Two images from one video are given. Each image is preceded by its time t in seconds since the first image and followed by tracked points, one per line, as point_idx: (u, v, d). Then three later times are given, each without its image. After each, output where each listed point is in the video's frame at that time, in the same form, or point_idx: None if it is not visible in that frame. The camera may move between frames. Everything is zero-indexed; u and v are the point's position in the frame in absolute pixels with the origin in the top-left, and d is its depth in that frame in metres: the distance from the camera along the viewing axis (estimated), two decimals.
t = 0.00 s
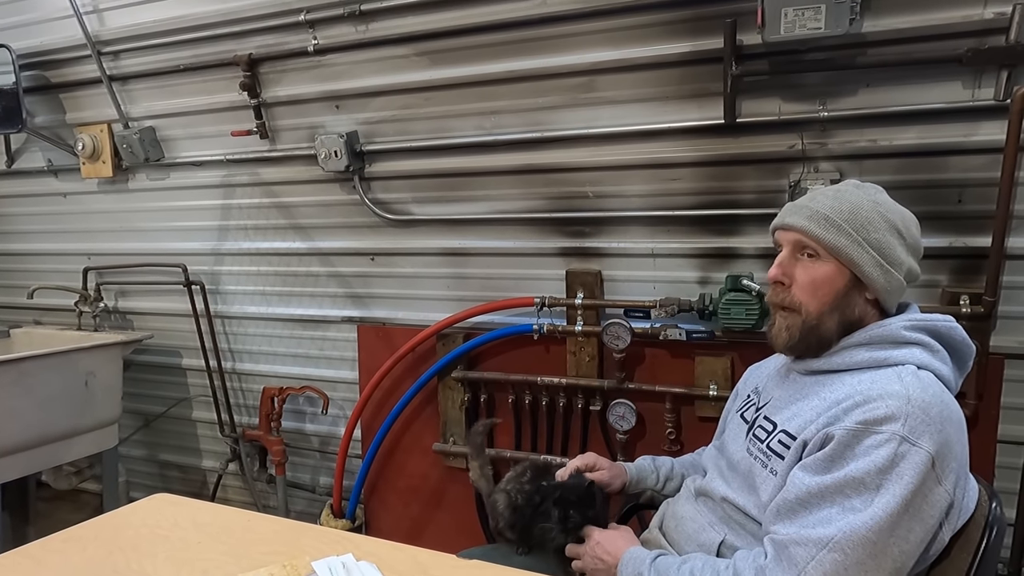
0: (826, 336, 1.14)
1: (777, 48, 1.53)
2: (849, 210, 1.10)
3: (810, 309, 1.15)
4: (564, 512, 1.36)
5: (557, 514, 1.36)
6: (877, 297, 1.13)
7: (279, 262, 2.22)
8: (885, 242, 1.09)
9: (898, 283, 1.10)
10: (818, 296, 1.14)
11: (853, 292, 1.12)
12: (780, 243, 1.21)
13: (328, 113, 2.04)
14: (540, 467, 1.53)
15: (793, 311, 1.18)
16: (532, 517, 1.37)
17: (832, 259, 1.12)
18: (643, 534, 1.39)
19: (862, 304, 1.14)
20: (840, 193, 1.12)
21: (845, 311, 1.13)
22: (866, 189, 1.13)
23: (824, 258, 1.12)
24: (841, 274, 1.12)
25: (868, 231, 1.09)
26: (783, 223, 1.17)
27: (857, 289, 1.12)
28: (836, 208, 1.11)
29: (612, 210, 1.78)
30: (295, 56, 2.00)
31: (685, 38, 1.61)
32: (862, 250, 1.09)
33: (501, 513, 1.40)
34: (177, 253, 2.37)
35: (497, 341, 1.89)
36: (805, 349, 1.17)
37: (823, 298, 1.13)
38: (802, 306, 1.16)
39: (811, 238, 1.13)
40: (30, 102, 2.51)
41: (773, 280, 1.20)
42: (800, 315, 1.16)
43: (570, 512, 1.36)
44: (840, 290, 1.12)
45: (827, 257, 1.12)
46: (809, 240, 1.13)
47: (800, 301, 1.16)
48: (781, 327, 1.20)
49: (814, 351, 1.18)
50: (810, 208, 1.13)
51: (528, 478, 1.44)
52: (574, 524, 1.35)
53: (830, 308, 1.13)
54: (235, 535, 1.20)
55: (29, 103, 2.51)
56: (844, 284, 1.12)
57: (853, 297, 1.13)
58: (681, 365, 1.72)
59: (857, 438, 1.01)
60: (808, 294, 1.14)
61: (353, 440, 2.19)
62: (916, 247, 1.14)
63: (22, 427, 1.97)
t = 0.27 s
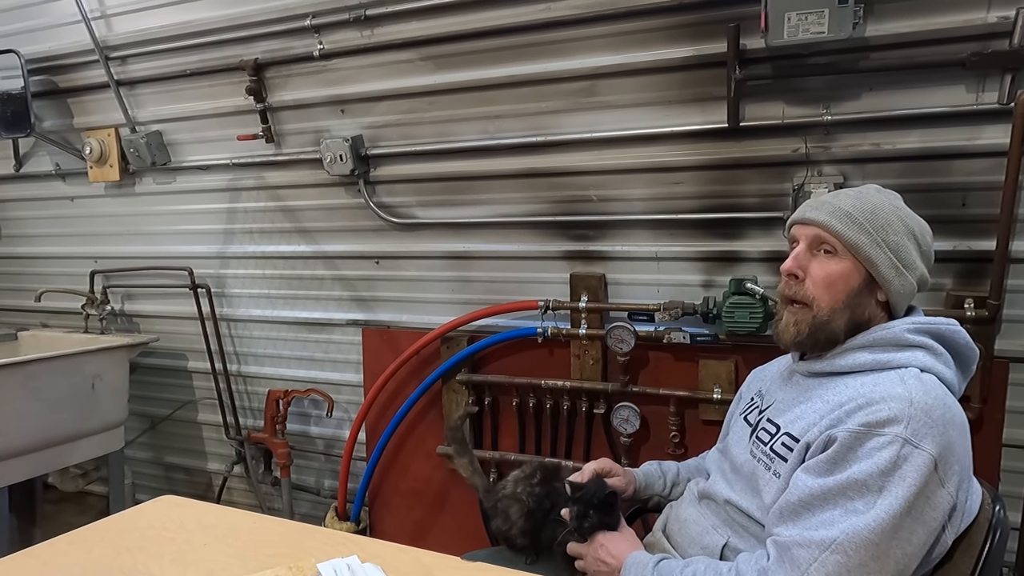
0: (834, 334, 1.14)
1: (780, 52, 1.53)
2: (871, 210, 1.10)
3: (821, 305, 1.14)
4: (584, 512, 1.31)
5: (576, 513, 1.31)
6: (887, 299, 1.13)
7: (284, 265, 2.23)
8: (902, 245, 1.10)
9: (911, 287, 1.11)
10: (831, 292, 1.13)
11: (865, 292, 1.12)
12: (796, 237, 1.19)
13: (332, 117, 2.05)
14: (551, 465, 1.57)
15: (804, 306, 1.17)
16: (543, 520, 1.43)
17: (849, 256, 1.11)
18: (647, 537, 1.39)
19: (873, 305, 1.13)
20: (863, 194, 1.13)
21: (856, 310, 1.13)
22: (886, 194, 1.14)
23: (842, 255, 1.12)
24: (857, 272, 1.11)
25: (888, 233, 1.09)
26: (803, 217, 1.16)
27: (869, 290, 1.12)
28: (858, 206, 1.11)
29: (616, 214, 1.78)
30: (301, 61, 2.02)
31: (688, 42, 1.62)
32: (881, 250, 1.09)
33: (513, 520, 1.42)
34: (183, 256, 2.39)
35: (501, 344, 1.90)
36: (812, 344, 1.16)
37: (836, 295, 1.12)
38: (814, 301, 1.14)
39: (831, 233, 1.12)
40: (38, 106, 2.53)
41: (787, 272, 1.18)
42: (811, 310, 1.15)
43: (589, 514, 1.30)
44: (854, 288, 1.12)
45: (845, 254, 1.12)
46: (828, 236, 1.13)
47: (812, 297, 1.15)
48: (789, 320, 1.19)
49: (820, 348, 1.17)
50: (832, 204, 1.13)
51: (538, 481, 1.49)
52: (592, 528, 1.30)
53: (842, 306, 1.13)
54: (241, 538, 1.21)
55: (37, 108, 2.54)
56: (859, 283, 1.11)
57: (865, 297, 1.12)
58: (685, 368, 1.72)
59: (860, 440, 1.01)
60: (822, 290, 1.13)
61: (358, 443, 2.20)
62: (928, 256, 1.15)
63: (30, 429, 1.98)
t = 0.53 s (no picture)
0: (834, 340, 1.15)
1: (779, 57, 1.54)
2: (865, 216, 1.11)
3: (820, 311, 1.15)
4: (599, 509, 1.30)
5: (592, 509, 1.30)
6: (886, 303, 1.14)
7: (286, 269, 2.24)
8: (898, 249, 1.11)
9: (908, 290, 1.12)
10: (830, 299, 1.14)
11: (864, 297, 1.13)
12: (792, 245, 1.20)
13: (335, 122, 2.06)
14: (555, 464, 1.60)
15: (803, 313, 1.17)
16: (546, 520, 1.44)
17: (845, 263, 1.12)
18: (646, 540, 1.40)
19: (872, 309, 1.14)
20: (856, 199, 1.14)
21: (855, 315, 1.14)
22: (879, 198, 1.15)
23: (838, 262, 1.13)
24: (854, 279, 1.12)
25: (883, 238, 1.10)
26: (797, 225, 1.17)
27: (868, 294, 1.13)
28: (853, 213, 1.12)
29: (616, 218, 1.79)
30: (303, 66, 2.03)
31: (688, 48, 1.63)
32: (878, 256, 1.10)
33: (517, 520, 1.45)
34: (186, 259, 2.40)
35: (502, 347, 1.91)
36: (813, 351, 1.17)
37: (835, 302, 1.13)
38: (813, 308, 1.15)
39: (827, 241, 1.13)
40: (43, 111, 2.55)
41: (784, 281, 1.19)
42: (811, 317, 1.16)
43: (607, 511, 1.30)
44: (852, 293, 1.12)
45: (841, 260, 1.12)
46: (823, 243, 1.14)
47: (812, 303, 1.15)
48: (789, 327, 1.19)
49: (820, 354, 1.18)
50: (827, 212, 1.14)
51: (544, 480, 1.52)
52: (608, 525, 1.29)
53: (842, 312, 1.13)
54: (243, 539, 1.22)
55: (42, 112, 2.56)
56: (856, 289, 1.12)
57: (863, 302, 1.13)
58: (685, 371, 1.73)
59: (857, 444, 1.01)
60: (821, 296, 1.14)
61: (359, 445, 2.21)
62: (923, 257, 1.16)
63: (34, 431, 2.00)
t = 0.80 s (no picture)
0: (829, 351, 1.16)
1: (777, 63, 1.56)
2: (840, 226, 1.11)
3: (811, 325, 1.16)
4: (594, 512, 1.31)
5: (588, 513, 1.31)
6: (873, 308, 1.14)
7: (290, 272, 2.26)
8: (879, 254, 1.11)
9: (894, 292, 1.12)
10: (818, 313, 1.14)
11: (851, 305, 1.14)
12: (774, 262, 1.21)
13: (338, 127, 2.08)
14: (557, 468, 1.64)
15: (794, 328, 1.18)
16: (543, 523, 1.45)
17: (828, 275, 1.13)
18: (645, 541, 1.41)
19: (861, 315, 1.15)
20: (830, 209, 1.14)
21: (846, 324, 1.15)
22: (853, 203, 1.15)
23: (821, 275, 1.13)
24: (839, 290, 1.13)
25: (862, 246, 1.10)
26: (777, 242, 1.18)
27: (855, 303, 1.14)
28: (828, 225, 1.12)
29: (616, 222, 1.80)
30: (306, 71, 2.05)
31: (687, 53, 1.65)
32: (858, 265, 1.10)
33: (517, 519, 1.49)
34: (191, 263, 2.42)
35: (503, 350, 1.92)
36: (808, 364, 1.18)
37: (824, 315, 1.14)
38: (804, 323, 1.16)
39: (807, 256, 1.13)
40: (50, 116, 2.58)
41: (771, 299, 1.20)
42: (803, 332, 1.17)
43: (602, 513, 1.31)
44: (840, 304, 1.13)
45: (824, 274, 1.13)
46: (804, 258, 1.14)
47: (802, 319, 1.16)
48: (782, 344, 1.20)
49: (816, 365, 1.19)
50: (803, 227, 1.14)
51: (543, 483, 1.54)
52: (603, 528, 1.31)
53: (832, 323, 1.14)
54: (245, 539, 1.23)
55: (49, 117, 2.58)
56: (843, 300, 1.13)
57: (851, 310, 1.14)
58: (685, 374, 1.74)
59: (850, 446, 1.02)
60: (810, 312, 1.15)
61: (362, 448, 2.22)
62: (906, 255, 1.17)
63: (39, 433, 2.01)
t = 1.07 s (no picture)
0: (825, 350, 1.16)
1: (777, 68, 1.57)
2: (846, 227, 1.12)
3: (810, 323, 1.16)
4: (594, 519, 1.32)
5: (588, 519, 1.31)
6: (873, 311, 1.15)
7: (293, 276, 2.27)
8: (882, 257, 1.12)
9: (895, 296, 1.14)
10: (818, 311, 1.15)
11: (851, 307, 1.15)
12: (777, 260, 1.22)
13: (341, 132, 2.10)
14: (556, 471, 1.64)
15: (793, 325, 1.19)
16: (543, 528, 1.46)
17: (831, 275, 1.14)
18: (646, 544, 1.41)
19: (860, 317, 1.16)
20: (836, 210, 1.15)
21: (844, 325, 1.15)
22: (859, 206, 1.17)
23: (824, 275, 1.14)
24: (840, 290, 1.14)
25: (866, 248, 1.12)
26: (781, 240, 1.19)
27: (856, 304, 1.15)
28: (834, 225, 1.13)
29: (617, 226, 1.81)
30: (310, 77, 2.07)
31: (688, 58, 1.66)
32: (862, 266, 1.11)
33: (517, 522, 1.48)
34: (195, 267, 2.44)
35: (505, 354, 1.93)
36: (803, 361, 1.19)
37: (824, 313, 1.15)
38: (802, 320, 1.17)
39: (811, 255, 1.14)
40: (56, 121, 2.60)
41: (773, 296, 1.21)
42: (800, 329, 1.17)
43: (601, 519, 1.32)
44: (840, 305, 1.14)
45: (827, 273, 1.14)
46: (808, 257, 1.15)
47: (800, 317, 1.17)
48: (778, 340, 1.21)
49: (811, 363, 1.19)
50: (808, 226, 1.15)
51: (544, 487, 1.54)
52: (603, 534, 1.31)
53: (830, 323, 1.15)
54: (248, 541, 1.24)
55: (55, 122, 2.60)
56: (844, 300, 1.14)
57: (851, 312, 1.15)
58: (686, 378, 1.75)
59: (849, 449, 1.03)
60: (809, 310, 1.16)
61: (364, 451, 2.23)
62: (907, 262, 1.18)
63: (44, 436, 2.03)
